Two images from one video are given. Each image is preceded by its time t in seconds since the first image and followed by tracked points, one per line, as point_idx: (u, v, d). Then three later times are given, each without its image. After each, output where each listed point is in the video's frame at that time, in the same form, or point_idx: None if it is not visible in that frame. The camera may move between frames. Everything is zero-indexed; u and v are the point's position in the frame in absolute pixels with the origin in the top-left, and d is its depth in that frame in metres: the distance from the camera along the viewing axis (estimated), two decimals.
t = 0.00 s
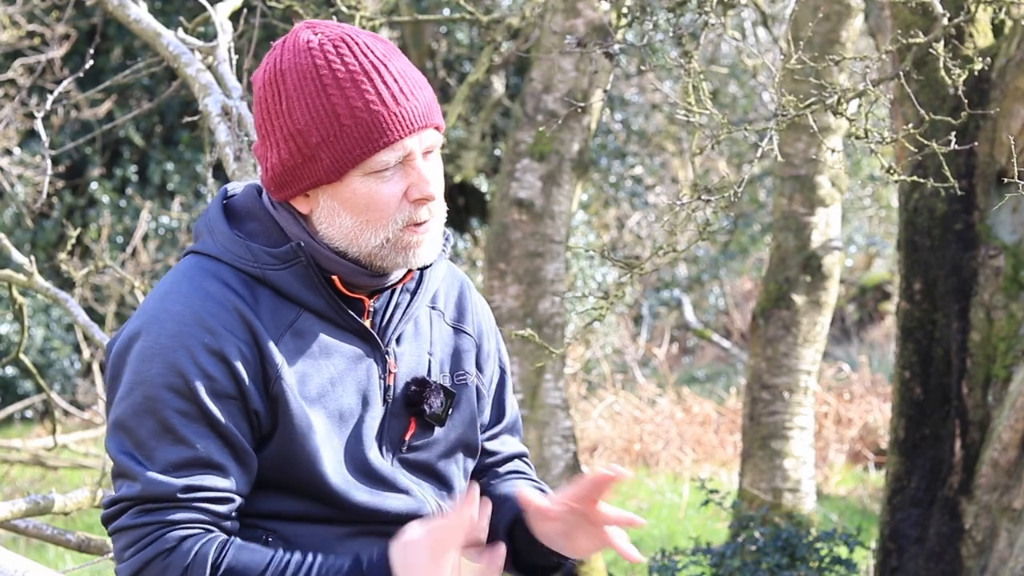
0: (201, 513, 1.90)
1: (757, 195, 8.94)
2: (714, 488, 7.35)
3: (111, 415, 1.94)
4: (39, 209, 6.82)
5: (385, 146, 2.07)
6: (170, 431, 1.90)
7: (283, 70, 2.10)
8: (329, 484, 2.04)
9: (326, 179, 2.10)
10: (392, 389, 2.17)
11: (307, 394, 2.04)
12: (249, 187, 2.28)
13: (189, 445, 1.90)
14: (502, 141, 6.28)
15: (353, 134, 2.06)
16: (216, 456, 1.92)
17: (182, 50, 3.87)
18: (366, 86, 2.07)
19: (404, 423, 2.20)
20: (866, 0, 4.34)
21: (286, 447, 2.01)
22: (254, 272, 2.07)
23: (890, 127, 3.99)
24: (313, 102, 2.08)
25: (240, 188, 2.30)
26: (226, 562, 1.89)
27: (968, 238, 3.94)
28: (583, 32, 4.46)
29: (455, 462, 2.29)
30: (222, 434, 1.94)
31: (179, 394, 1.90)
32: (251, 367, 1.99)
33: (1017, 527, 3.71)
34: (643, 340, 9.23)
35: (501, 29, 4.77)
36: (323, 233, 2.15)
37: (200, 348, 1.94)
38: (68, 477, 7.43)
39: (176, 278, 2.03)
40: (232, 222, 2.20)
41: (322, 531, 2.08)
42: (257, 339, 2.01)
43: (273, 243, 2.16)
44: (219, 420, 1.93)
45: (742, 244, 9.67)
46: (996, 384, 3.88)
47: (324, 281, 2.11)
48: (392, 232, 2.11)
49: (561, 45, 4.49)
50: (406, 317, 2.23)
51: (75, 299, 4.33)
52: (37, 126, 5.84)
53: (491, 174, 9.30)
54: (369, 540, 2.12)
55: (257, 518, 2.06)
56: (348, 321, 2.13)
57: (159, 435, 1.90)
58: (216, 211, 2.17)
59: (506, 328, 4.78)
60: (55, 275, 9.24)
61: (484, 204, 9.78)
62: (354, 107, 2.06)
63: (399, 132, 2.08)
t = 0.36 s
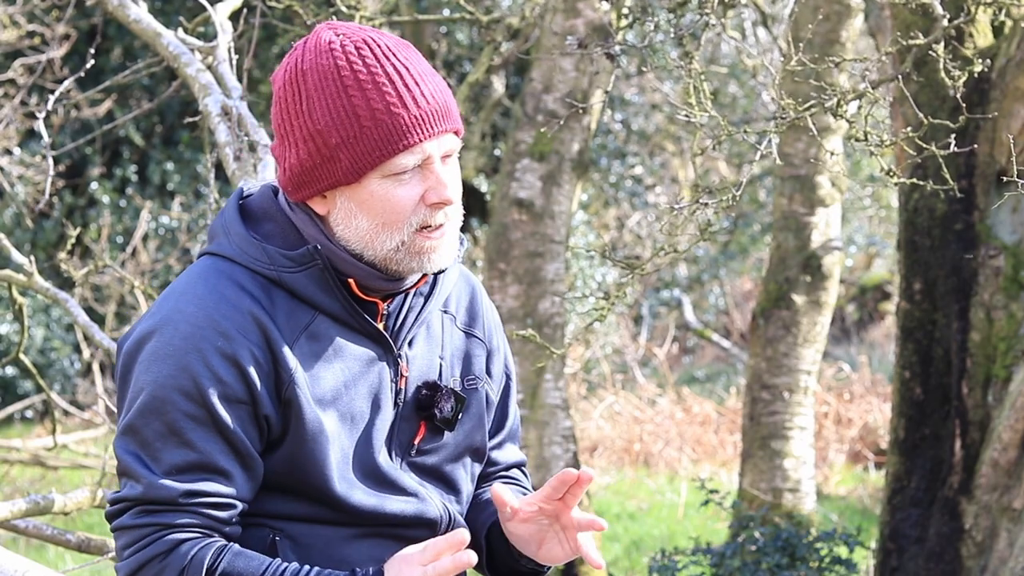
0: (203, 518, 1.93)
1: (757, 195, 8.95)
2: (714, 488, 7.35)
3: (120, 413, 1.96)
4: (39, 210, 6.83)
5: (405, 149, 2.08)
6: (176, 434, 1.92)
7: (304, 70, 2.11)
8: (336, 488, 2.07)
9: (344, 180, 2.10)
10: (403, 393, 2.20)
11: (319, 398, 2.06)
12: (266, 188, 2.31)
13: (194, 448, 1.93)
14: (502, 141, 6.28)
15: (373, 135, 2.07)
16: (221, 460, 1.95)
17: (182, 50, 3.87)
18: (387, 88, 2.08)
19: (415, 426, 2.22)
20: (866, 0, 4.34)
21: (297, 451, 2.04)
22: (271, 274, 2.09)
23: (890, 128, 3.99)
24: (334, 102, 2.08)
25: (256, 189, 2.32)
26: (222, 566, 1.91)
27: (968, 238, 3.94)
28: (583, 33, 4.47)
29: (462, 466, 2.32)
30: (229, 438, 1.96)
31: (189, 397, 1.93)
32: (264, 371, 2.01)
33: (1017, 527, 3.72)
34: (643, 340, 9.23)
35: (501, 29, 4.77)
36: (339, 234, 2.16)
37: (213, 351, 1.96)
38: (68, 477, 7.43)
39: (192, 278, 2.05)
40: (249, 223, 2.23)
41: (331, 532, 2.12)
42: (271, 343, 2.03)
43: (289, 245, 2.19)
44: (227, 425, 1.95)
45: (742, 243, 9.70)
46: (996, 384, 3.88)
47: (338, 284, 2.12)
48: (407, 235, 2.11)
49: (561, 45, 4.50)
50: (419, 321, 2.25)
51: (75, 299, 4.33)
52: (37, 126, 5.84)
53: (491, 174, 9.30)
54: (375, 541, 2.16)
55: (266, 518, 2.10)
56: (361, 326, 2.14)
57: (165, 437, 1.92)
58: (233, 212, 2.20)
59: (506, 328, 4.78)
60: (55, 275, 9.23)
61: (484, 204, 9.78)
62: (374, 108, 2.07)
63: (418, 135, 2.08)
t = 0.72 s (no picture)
0: (207, 520, 1.94)
1: (757, 194, 8.95)
2: (714, 488, 7.34)
3: (124, 411, 1.97)
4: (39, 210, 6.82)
5: (417, 148, 2.08)
6: (181, 433, 1.93)
7: (319, 67, 2.10)
8: (341, 491, 2.08)
9: (356, 178, 2.10)
10: (408, 396, 2.20)
11: (323, 399, 2.07)
12: (274, 188, 2.30)
13: (199, 447, 1.93)
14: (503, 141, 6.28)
15: (386, 134, 2.07)
16: (225, 460, 1.95)
17: (182, 50, 3.87)
18: (402, 87, 2.08)
19: (420, 429, 2.23)
20: (866, 0, 4.34)
21: (301, 453, 2.05)
22: (278, 274, 2.10)
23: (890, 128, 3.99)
24: (348, 100, 2.08)
25: (263, 188, 2.32)
26: (225, 567, 1.92)
27: (968, 238, 3.94)
28: (583, 33, 4.47)
29: (466, 471, 2.33)
30: (234, 438, 1.96)
31: (194, 396, 1.93)
32: (269, 371, 2.02)
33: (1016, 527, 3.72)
34: (643, 340, 9.23)
35: (501, 28, 4.76)
36: (349, 234, 2.16)
37: (218, 351, 1.96)
38: (68, 477, 7.43)
39: (197, 278, 2.06)
40: (255, 223, 2.23)
41: (333, 536, 2.13)
42: (275, 343, 2.03)
43: (296, 245, 2.19)
44: (231, 424, 1.95)
45: (742, 243, 9.71)
46: (996, 383, 3.87)
47: (345, 286, 2.13)
48: (417, 236, 2.11)
49: (561, 45, 4.51)
50: (424, 325, 2.25)
51: (76, 299, 4.33)
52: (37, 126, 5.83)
53: (491, 173, 9.29)
54: (378, 546, 2.18)
55: (268, 520, 2.10)
56: (367, 326, 2.15)
57: (170, 435, 1.92)
58: (240, 211, 2.20)
59: (506, 328, 4.78)
60: (55, 275, 9.23)
61: (483, 204, 9.78)
62: (388, 107, 2.07)
63: (430, 135, 2.08)
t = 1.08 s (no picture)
0: (208, 528, 1.90)
1: (757, 195, 8.96)
2: (714, 488, 7.34)
3: (107, 421, 1.89)
4: (39, 210, 6.83)
5: (384, 142, 1.98)
6: (169, 437, 1.86)
7: (297, 52, 2.02)
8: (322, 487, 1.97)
9: (319, 165, 2.00)
10: (386, 394, 2.09)
11: (302, 398, 1.98)
12: (248, 187, 2.19)
13: (189, 450, 1.87)
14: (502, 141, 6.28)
15: (355, 123, 1.97)
16: (216, 461, 1.89)
17: (182, 50, 3.87)
18: (376, 80, 1.99)
19: (399, 427, 2.11)
20: (866, 0, 4.34)
21: (282, 453, 1.96)
22: (250, 275, 2.00)
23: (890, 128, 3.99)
24: (320, 86, 1.99)
25: (237, 188, 2.21)
26: None
27: (968, 238, 3.94)
28: (583, 32, 4.47)
29: (450, 468, 2.20)
30: (221, 438, 1.89)
31: (177, 399, 1.86)
32: (247, 371, 1.94)
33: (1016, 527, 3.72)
34: (643, 339, 9.23)
35: (501, 28, 4.76)
36: (310, 225, 2.05)
37: (197, 352, 1.89)
38: (69, 477, 7.43)
39: (171, 282, 1.97)
40: (227, 224, 2.11)
41: (318, 535, 2.01)
42: (252, 342, 1.95)
43: (269, 246, 2.07)
44: (217, 425, 1.89)
45: (742, 243, 9.72)
46: (996, 383, 3.87)
47: (317, 284, 2.02)
48: (376, 232, 2.01)
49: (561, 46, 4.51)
50: (401, 321, 2.13)
51: (75, 299, 4.32)
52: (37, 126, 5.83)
53: (491, 174, 9.30)
54: (366, 543, 2.05)
55: (252, 522, 2.00)
56: (340, 324, 2.04)
57: (158, 441, 1.86)
58: (212, 212, 2.09)
59: (506, 328, 4.78)
60: (55, 275, 9.24)
61: (484, 204, 9.79)
62: (359, 99, 1.97)
63: (399, 130, 1.98)
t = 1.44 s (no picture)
0: (221, 536, 1.90)
1: (757, 195, 8.96)
2: (714, 488, 7.34)
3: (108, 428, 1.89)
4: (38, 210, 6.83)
5: (378, 144, 1.98)
6: (173, 441, 1.86)
7: (294, 53, 2.02)
8: (320, 489, 1.96)
9: (312, 166, 2.00)
10: (382, 395, 2.09)
11: (298, 401, 1.98)
12: (241, 189, 2.18)
13: (193, 453, 1.87)
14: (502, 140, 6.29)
15: (349, 124, 1.97)
16: (220, 463, 1.89)
17: (182, 50, 3.87)
18: (371, 83, 1.99)
19: (395, 428, 2.11)
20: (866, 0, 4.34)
21: (279, 455, 1.96)
22: (243, 278, 1.99)
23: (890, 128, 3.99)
24: (316, 87, 1.99)
25: (231, 191, 2.20)
26: None
27: (968, 238, 3.94)
28: (583, 33, 4.48)
29: (446, 468, 2.20)
30: (221, 440, 1.89)
31: (177, 402, 1.86)
32: (244, 373, 1.94)
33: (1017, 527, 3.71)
34: (643, 339, 9.23)
35: (501, 28, 4.76)
36: (304, 225, 2.05)
37: (194, 355, 1.89)
38: (68, 477, 7.42)
39: (164, 286, 1.97)
40: (221, 227, 2.11)
41: (317, 536, 2.00)
42: (247, 344, 1.95)
43: (262, 249, 2.07)
44: (217, 428, 1.88)
45: (742, 243, 9.72)
46: (996, 383, 3.87)
47: (311, 288, 2.02)
48: (368, 233, 2.00)
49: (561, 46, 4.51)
50: (397, 322, 2.13)
51: (75, 299, 4.32)
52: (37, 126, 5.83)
53: (491, 174, 9.30)
54: (365, 543, 2.04)
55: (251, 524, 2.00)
56: (335, 328, 2.04)
57: (162, 445, 1.86)
58: (205, 216, 2.09)
59: (506, 328, 4.78)
60: (55, 275, 9.24)
61: (484, 204, 9.79)
62: (353, 100, 1.97)
63: (393, 133, 1.98)
